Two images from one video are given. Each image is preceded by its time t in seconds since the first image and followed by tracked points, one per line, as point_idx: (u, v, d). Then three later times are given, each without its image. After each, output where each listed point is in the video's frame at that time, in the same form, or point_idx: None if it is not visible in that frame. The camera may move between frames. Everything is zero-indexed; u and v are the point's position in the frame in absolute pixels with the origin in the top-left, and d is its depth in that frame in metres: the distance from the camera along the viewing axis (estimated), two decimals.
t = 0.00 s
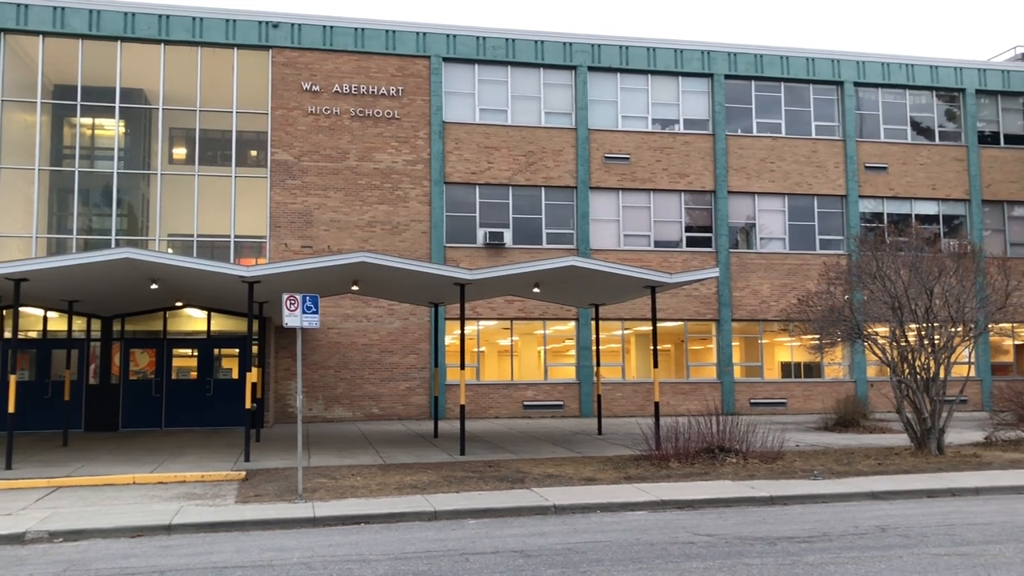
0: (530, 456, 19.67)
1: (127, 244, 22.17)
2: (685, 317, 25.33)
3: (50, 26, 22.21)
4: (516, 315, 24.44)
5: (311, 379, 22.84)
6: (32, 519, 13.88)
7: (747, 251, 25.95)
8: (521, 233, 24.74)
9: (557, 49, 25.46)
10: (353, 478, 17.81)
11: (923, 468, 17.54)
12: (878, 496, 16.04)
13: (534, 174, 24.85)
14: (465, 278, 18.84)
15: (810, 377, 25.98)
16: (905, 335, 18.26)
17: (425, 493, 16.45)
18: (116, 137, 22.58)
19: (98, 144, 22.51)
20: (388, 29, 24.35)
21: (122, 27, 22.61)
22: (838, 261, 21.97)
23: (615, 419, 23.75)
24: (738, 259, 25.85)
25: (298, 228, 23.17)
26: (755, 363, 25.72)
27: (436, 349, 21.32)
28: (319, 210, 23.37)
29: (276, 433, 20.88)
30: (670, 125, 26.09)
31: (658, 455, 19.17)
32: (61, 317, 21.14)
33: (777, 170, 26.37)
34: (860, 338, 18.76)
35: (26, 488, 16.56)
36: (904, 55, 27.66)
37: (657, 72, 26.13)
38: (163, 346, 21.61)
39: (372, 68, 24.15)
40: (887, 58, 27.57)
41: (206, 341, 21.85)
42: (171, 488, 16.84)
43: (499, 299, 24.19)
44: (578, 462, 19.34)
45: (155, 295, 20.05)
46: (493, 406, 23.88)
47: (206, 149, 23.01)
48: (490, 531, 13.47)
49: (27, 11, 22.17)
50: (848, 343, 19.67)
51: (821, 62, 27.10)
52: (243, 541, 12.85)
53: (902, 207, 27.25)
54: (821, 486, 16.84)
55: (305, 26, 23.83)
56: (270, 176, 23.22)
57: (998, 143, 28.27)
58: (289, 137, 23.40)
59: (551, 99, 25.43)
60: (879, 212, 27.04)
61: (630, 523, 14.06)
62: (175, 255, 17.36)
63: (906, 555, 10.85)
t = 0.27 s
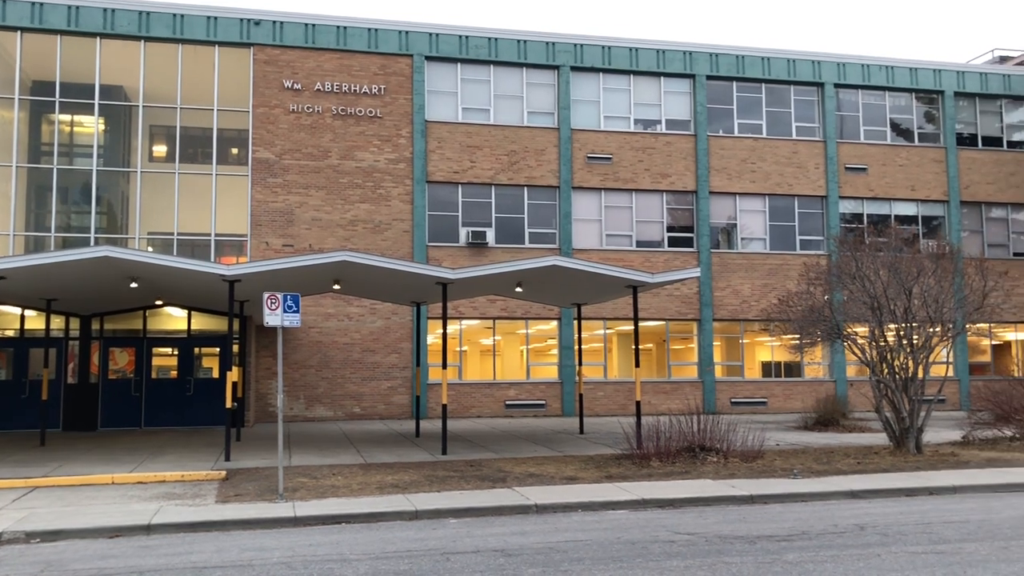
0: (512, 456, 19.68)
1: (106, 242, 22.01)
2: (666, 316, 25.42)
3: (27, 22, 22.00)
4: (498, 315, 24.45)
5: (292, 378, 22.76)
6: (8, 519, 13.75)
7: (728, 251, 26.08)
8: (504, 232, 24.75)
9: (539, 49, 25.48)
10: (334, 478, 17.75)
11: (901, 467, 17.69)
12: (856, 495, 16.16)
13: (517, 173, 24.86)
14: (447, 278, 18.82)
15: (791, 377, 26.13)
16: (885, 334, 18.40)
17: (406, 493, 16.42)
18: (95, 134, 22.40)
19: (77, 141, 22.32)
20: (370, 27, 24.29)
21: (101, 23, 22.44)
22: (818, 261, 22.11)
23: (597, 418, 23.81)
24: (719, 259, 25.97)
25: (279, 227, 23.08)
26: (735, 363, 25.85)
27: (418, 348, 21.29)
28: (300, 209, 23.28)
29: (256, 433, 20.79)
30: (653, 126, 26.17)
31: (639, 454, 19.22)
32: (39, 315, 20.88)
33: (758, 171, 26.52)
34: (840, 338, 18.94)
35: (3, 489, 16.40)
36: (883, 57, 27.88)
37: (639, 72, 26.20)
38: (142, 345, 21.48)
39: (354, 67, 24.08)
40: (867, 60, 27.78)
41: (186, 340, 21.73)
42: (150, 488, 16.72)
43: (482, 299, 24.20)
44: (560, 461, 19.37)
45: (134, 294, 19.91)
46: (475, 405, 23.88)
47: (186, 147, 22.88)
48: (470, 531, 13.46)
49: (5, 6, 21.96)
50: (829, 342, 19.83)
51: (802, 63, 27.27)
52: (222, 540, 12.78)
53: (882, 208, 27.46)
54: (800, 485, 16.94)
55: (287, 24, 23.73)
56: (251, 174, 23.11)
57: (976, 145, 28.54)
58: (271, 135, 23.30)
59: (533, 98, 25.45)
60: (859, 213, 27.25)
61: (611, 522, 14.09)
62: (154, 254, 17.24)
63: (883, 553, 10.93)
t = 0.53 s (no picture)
0: (494, 456, 19.68)
1: (86, 240, 21.85)
2: (649, 316, 25.51)
3: (6, 18, 21.79)
4: (481, 315, 24.46)
5: (274, 378, 22.68)
6: None
7: (710, 252, 26.20)
8: (487, 232, 24.75)
9: (523, 49, 25.50)
10: (316, 478, 17.70)
11: (880, 467, 17.82)
12: (836, 494, 16.27)
13: (501, 173, 24.87)
14: (431, 277, 18.80)
15: (772, 377, 26.28)
16: (865, 335, 18.49)
17: (388, 493, 16.40)
18: (75, 131, 22.23)
19: (57, 138, 22.15)
20: (354, 25, 24.23)
21: (82, 19, 22.28)
22: (800, 262, 22.25)
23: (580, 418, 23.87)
24: (702, 260, 26.09)
25: (261, 226, 22.98)
26: (717, 363, 25.98)
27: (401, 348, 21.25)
28: (283, 207, 23.19)
29: (238, 432, 20.70)
30: (636, 126, 26.24)
31: (621, 454, 19.27)
32: (17, 313, 20.70)
33: (740, 172, 26.65)
34: (820, 339, 19.10)
35: None
36: (865, 60, 28.08)
37: (623, 73, 26.27)
38: (123, 344, 21.35)
39: (337, 65, 24.01)
40: (849, 62, 27.98)
41: (167, 339, 21.62)
42: (129, 488, 16.61)
43: (465, 298, 24.20)
44: (542, 461, 19.39)
45: (114, 292, 19.78)
46: (458, 405, 23.87)
47: (168, 145, 22.75)
48: (453, 530, 13.46)
49: None
50: (810, 342, 19.97)
51: (785, 65, 27.43)
52: (203, 540, 12.72)
53: (863, 210, 27.67)
54: (781, 485, 17.04)
55: (270, 22, 23.63)
56: (233, 173, 22.99)
57: (956, 147, 28.80)
58: (253, 133, 23.19)
59: (517, 98, 25.46)
60: (840, 214, 27.43)
61: (593, 522, 14.13)
62: (134, 253, 17.12)
63: (863, 552, 11.01)
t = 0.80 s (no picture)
0: (477, 456, 19.68)
1: (67, 239, 21.69)
2: (633, 318, 25.59)
3: None
4: (465, 315, 24.45)
5: (256, 378, 22.60)
6: None
7: (694, 253, 26.30)
8: (472, 233, 24.75)
9: (508, 50, 25.51)
10: (298, 479, 17.64)
11: (862, 468, 17.95)
12: (817, 495, 16.37)
13: (485, 174, 24.87)
14: (415, 278, 18.78)
15: (755, 378, 26.42)
16: (847, 337, 18.61)
17: (371, 494, 16.37)
18: (56, 129, 22.06)
19: (37, 136, 21.97)
20: (338, 25, 24.16)
21: (63, 17, 22.12)
22: (782, 264, 22.37)
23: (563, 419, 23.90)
24: (685, 262, 26.19)
25: (244, 225, 22.88)
26: (700, 364, 26.10)
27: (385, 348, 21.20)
28: (266, 207, 23.10)
29: (220, 433, 20.61)
30: (620, 128, 26.31)
31: (604, 454, 19.32)
32: None
33: (724, 174, 26.77)
34: (802, 340, 19.14)
35: None
36: (847, 64, 28.28)
37: (607, 75, 26.33)
38: (104, 343, 21.20)
39: (322, 65, 23.94)
40: (832, 66, 28.16)
41: (148, 339, 21.49)
42: (110, 488, 16.50)
43: (449, 299, 24.18)
44: (526, 462, 19.41)
45: (95, 292, 19.63)
46: (441, 406, 23.85)
47: (150, 144, 22.62)
48: (435, 531, 13.45)
49: None
50: (792, 344, 20.01)
51: (768, 68, 27.58)
52: (183, 542, 12.65)
53: (845, 212, 27.86)
54: (763, 485, 17.13)
55: (254, 21, 23.54)
56: (216, 172, 22.88)
57: (937, 151, 29.05)
58: (236, 133, 23.10)
59: (502, 99, 25.47)
60: (823, 217, 27.61)
61: (575, 523, 14.16)
62: (115, 252, 16.99)
63: (843, 552, 11.08)
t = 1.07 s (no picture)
0: (462, 457, 19.67)
1: (48, 238, 21.53)
2: (618, 318, 25.65)
3: None
4: (450, 316, 24.45)
5: (240, 378, 22.52)
6: None
7: (678, 255, 26.40)
8: (457, 233, 24.74)
9: (494, 50, 25.52)
10: (282, 479, 17.59)
11: (844, 468, 18.07)
12: (800, 495, 16.47)
13: (471, 174, 24.88)
14: (400, 278, 18.75)
15: (738, 379, 26.56)
16: (829, 338, 18.73)
17: (355, 494, 16.35)
18: (37, 127, 21.90)
19: (19, 134, 21.80)
20: (323, 24, 24.10)
21: (45, 14, 21.97)
22: (765, 266, 22.49)
23: (548, 419, 23.94)
24: (669, 263, 26.29)
25: (228, 225, 22.79)
26: (684, 365, 26.21)
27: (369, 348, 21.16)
28: (250, 207, 23.02)
29: (203, 433, 20.52)
30: (606, 129, 26.37)
31: (589, 455, 19.36)
32: None
33: (708, 176, 26.88)
34: (785, 341, 19.26)
35: None
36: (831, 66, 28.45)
37: (592, 76, 26.39)
38: (86, 343, 21.08)
39: (307, 64, 23.87)
40: (816, 68, 28.33)
41: (131, 339, 21.39)
42: (92, 489, 16.40)
43: (434, 299, 24.18)
44: (510, 462, 19.43)
45: (77, 291, 19.50)
46: (425, 406, 23.84)
47: (134, 143, 22.50)
48: (420, 532, 13.45)
49: None
50: (775, 345, 20.14)
51: (752, 70, 27.73)
52: (165, 543, 12.60)
53: (828, 214, 28.03)
54: (746, 486, 17.22)
55: (238, 20, 23.45)
56: (200, 171, 22.78)
57: (919, 153, 29.27)
58: (220, 132, 23.00)
59: (488, 99, 25.48)
60: (806, 218, 27.77)
61: (559, 523, 14.19)
62: (97, 251, 16.88)
63: (825, 552, 11.16)
